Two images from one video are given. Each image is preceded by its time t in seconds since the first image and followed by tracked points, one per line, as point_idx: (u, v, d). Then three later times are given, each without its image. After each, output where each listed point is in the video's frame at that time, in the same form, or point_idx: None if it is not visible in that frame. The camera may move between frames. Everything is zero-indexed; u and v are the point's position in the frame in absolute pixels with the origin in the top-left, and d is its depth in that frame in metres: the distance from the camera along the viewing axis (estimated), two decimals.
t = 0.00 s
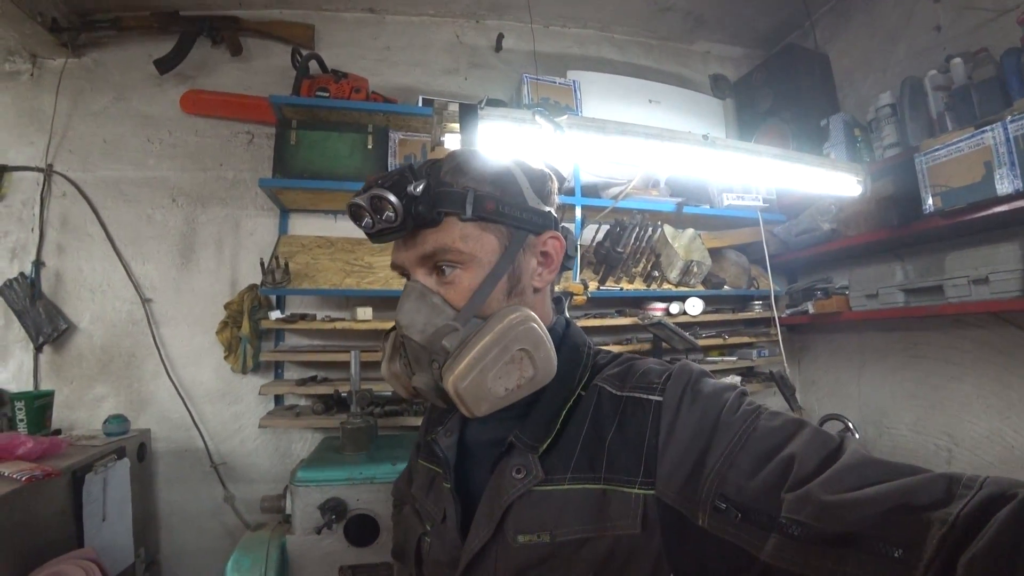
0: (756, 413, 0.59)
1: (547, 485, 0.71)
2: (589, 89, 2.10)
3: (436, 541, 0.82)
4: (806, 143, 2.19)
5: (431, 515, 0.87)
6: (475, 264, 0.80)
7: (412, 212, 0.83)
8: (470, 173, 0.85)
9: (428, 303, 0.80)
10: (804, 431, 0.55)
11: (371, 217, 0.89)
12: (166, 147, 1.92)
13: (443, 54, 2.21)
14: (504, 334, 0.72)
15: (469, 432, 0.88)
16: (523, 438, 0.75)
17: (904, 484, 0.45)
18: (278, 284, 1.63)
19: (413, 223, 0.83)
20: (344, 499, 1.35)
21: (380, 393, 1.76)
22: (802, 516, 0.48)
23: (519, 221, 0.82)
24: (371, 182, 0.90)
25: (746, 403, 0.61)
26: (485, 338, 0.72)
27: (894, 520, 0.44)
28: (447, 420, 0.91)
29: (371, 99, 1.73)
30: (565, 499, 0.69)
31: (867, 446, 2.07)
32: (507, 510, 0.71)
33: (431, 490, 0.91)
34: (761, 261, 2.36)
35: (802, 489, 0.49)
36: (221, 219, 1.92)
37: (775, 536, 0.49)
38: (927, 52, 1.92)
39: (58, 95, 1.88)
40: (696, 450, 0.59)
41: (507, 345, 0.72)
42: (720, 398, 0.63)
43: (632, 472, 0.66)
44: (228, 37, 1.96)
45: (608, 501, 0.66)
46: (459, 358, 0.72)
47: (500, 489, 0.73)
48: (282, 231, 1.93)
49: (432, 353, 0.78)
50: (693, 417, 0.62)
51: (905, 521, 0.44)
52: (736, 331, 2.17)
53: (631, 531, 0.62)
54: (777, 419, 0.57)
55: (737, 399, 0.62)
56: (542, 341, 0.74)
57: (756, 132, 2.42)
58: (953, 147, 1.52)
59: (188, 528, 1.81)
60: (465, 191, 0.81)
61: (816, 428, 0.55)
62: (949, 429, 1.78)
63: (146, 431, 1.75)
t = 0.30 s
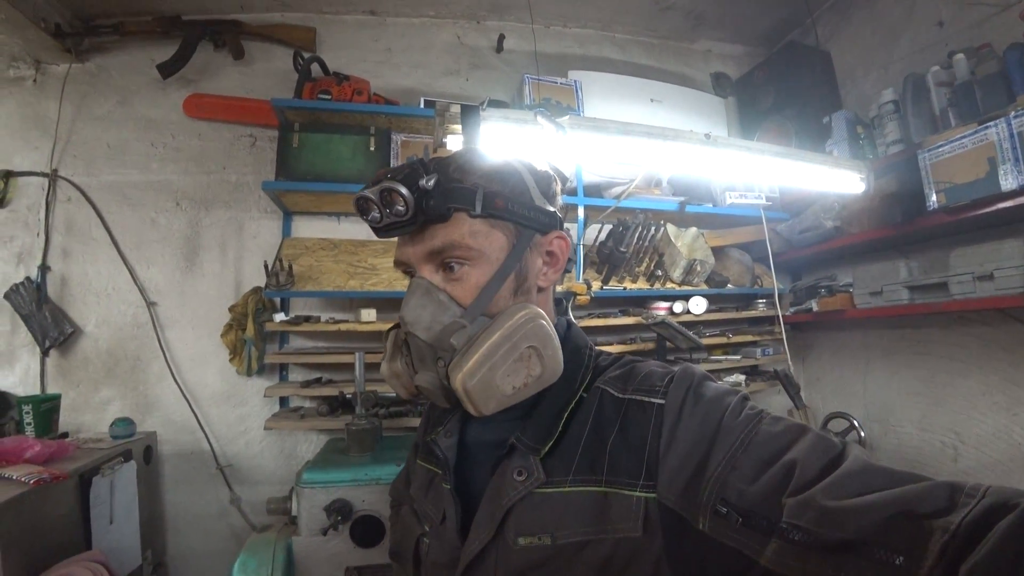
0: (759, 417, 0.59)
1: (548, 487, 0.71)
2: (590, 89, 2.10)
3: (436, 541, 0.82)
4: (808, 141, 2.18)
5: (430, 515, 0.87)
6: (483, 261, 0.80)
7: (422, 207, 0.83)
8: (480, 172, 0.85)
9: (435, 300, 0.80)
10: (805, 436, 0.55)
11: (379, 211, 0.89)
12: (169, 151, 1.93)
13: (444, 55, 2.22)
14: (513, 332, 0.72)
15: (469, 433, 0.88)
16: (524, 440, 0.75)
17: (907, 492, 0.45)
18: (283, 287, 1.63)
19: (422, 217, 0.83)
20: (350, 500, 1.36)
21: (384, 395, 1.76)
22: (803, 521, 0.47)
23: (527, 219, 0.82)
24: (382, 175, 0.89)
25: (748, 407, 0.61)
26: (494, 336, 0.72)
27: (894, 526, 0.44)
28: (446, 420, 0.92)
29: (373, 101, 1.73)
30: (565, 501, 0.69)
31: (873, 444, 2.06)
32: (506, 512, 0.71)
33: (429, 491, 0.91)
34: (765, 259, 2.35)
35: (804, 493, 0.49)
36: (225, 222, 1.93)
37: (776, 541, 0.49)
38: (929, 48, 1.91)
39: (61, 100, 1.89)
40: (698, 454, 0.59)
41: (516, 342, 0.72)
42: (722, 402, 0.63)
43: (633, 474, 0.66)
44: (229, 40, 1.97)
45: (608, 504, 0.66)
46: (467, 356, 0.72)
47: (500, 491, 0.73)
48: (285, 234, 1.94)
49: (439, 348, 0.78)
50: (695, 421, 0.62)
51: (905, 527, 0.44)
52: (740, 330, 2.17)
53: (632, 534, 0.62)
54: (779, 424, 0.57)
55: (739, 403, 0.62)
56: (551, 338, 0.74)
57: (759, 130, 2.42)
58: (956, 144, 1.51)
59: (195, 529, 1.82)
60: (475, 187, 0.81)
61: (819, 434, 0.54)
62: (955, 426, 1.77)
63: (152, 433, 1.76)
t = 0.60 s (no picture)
0: (762, 421, 0.58)
1: (550, 492, 0.71)
2: (593, 89, 2.10)
3: (435, 546, 0.82)
4: (813, 139, 2.17)
5: (427, 519, 0.87)
6: (477, 254, 0.80)
7: (418, 196, 0.83)
8: (481, 166, 0.86)
9: (428, 292, 0.81)
10: (809, 441, 0.54)
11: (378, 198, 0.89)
12: (176, 155, 1.94)
13: (448, 58, 2.22)
14: (502, 324, 0.72)
15: (468, 438, 0.89)
16: (525, 444, 0.75)
17: (914, 499, 0.45)
18: (289, 289, 1.64)
19: (421, 206, 0.83)
20: (357, 502, 1.36)
21: (390, 396, 1.77)
22: (810, 528, 0.47)
23: (525, 215, 0.83)
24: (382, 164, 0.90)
25: (751, 411, 0.60)
26: (483, 326, 0.72)
27: (902, 535, 0.44)
28: (444, 425, 0.92)
29: (377, 104, 1.74)
30: (567, 506, 0.69)
31: (881, 443, 2.05)
32: (507, 517, 0.71)
33: (427, 495, 0.91)
34: (770, 258, 2.34)
35: (809, 500, 0.49)
36: (231, 226, 1.94)
37: (781, 549, 0.49)
38: (934, 45, 1.90)
39: (69, 107, 1.91)
40: (700, 459, 0.59)
41: (505, 335, 0.72)
42: (725, 406, 0.62)
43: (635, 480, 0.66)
44: (235, 45, 1.98)
45: (610, 509, 0.66)
46: (455, 345, 0.72)
47: (500, 496, 0.73)
48: (291, 237, 1.95)
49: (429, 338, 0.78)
50: (698, 425, 0.61)
51: (913, 535, 0.44)
52: (746, 330, 2.16)
53: (635, 540, 0.62)
54: (782, 429, 0.57)
55: (742, 407, 0.61)
56: (541, 331, 0.74)
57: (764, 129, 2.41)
58: (962, 141, 1.50)
59: (204, 531, 1.83)
60: (474, 179, 0.82)
61: (823, 438, 0.54)
62: (963, 425, 1.76)
63: (160, 436, 1.78)
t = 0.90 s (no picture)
0: (770, 427, 0.58)
1: (553, 493, 0.71)
2: (599, 89, 2.10)
3: (437, 545, 0.82)
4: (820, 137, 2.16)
5: (431, 518, 0.87)
6: (477, 255, 0.80)
7: (418, 199, 0.85)
8: (481, 168, 0.86)
9: (430, 292, 0.81)
10: (817, 447, 0.54)
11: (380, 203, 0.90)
12: (185, 159, 1.96)
13: (453, 59, 2.23)
14: (501, 325, 0.72)
15: (472, 438, 0.90)
16: (529, 445, 0.75)
17: (925, 507, 0.44)
18: (297, 291, 1.65)
19: (421, 209, 0.85)
20: (365, 502, 1.37)
21: (397, 397, 1.77)
22: (818, 535, 0.47)
23: (525, 216, 0.82)
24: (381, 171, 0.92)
25: (759, 416, 0.60)
26: (482, 326, 0.72)
27: (912, 543, 0.44)
28: (450, 425, 0.93)
29: (383, 106, 1.75)
30: (570, 509, 0.69)
31: (891, 444, 2.04)
32: (509, 519, 0.71)
33: (432, 496, 0.91)
34: (778, 258, 2.33)
35: (817, 508, 0.49)
36: (239, 228, 1.96)
37: (788, 556, 0.49)
38: (943, 41, 1.89)
39: (80, 111, 1.94)
40: (706, 463, 0.59)
41: (504, 335, 0.72)
42: (732, 410, 0.62)
43: (638, 483, 0.66)
44: (242, 49, 2.00)
45: (614, 512, 0.66)
46: (454, 345, 0.72)
47: (503, 497, 0.73)
48: (299, 239, 1.96)
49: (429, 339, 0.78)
50: (705, 429, 0.61)
51: (923, 544, 0.43)
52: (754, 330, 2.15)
53: (638, 544, 0.62)
54: (791, 434, 0.56)
55: (749, 412, 0.61)
56: (540, 332, 0.73)
57: (771, 127, 2.40)
58: (971, 138, 1.49)
59: (213, 531, 1.84)
60: (474, 181, 0.82)
61: (831, 445, 0.53)
62: (975, 425, 1.74)
63: (170, 437, 1.79)
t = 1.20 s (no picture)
0: (778, 428, 0.58)
1: (562, 495, 0.71)
2: (600, 89, 2.10)
3: (442, 547, 0.82)
4: (823, 135, 2.15)
5: (435, 519, 0.87)
6: (494, 257, 0.80)
7: (435, 198, 0.82)
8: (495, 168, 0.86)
9: (443, 295, 0.81)
10: (825, 448, 0.54)
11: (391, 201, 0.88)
12: (188, 161, 1.97)
13: (455, 60, 2.23)
14: (521, 329, 0.73)
15: (478, 439, 0.89)
16: (537, 447, 0.74)
17: (935, 509, 0.44)
18: (300, 293, 1.66)
19: (437, 208, 0.82)
20: (369, 503, 1.37)
21: (401, 398, 1.78)
22: (825, 536, 0.47)
23: (539, 217, 0.83)
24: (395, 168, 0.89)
25: (767, 417, 0.60)
26: (503, 330, 0.72)
27: (920, 545, 0.43)
28: (454, 425, 0.93)
29: (386, 108, 1.75)
30: (578, 510, 0.69)
31: (897, 442, 2.03)
32: (516, 520, 0.71)
33: (436, 496, 0.91)
34: (782, 256, 2.32)
35: (824, 509, 0.49)
36: (243, 230, 1.96)
37: (796, 556, 0.49)
38: (947, 37, 1.88)
39: (84, 115, 1.95)
40: (714, 465, 0.59)
41: (525, 338, 0.73)
42: (740, 412, 0.62)
43: (647, 484, 0.66)
44: (244, 52, 2.01)
45: (622, 513, 0.66)
46: (475, 350, 0.72)
47: (509, 498, 0.73)
48: (302, 240, 1.97)
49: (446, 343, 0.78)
50: (714, 431, 0.61)
51: (931, 546, 0.43)
52: (758, 328, 2.14)
53: (647, 546, 0.62)
54: (799, 436, 0.56)
55: (758, 413, 0.61)
56: (561, 336, 0.74)
57: (774, 125, 2.39)
58: (976, 134, 1.48)
59: (218, 532, 1.85)
60: (488, 181, 0.82)
61: (839, 446, 0.53)
62: (982, 423, 1.73)
63: (175, 438, 1.80)
